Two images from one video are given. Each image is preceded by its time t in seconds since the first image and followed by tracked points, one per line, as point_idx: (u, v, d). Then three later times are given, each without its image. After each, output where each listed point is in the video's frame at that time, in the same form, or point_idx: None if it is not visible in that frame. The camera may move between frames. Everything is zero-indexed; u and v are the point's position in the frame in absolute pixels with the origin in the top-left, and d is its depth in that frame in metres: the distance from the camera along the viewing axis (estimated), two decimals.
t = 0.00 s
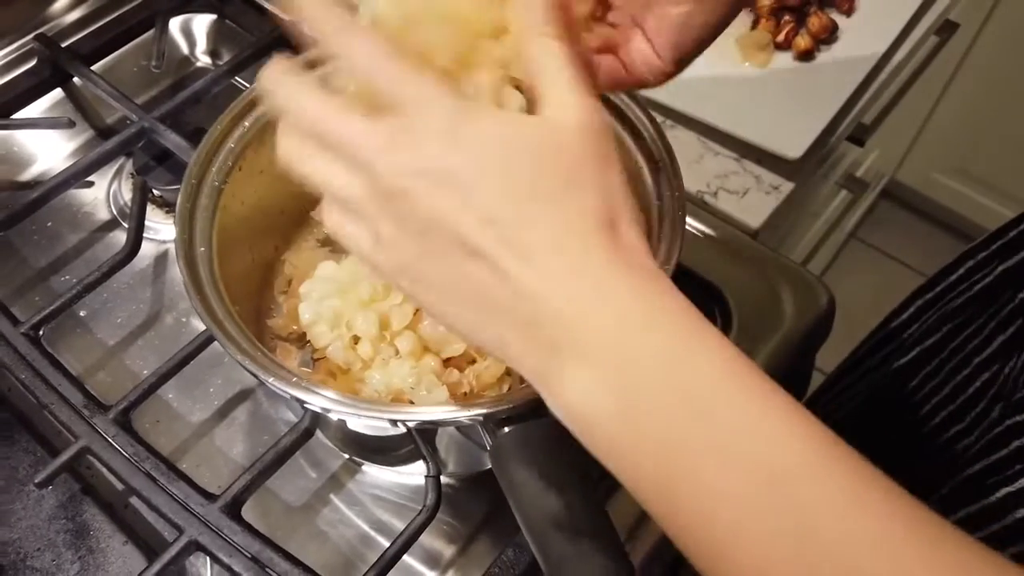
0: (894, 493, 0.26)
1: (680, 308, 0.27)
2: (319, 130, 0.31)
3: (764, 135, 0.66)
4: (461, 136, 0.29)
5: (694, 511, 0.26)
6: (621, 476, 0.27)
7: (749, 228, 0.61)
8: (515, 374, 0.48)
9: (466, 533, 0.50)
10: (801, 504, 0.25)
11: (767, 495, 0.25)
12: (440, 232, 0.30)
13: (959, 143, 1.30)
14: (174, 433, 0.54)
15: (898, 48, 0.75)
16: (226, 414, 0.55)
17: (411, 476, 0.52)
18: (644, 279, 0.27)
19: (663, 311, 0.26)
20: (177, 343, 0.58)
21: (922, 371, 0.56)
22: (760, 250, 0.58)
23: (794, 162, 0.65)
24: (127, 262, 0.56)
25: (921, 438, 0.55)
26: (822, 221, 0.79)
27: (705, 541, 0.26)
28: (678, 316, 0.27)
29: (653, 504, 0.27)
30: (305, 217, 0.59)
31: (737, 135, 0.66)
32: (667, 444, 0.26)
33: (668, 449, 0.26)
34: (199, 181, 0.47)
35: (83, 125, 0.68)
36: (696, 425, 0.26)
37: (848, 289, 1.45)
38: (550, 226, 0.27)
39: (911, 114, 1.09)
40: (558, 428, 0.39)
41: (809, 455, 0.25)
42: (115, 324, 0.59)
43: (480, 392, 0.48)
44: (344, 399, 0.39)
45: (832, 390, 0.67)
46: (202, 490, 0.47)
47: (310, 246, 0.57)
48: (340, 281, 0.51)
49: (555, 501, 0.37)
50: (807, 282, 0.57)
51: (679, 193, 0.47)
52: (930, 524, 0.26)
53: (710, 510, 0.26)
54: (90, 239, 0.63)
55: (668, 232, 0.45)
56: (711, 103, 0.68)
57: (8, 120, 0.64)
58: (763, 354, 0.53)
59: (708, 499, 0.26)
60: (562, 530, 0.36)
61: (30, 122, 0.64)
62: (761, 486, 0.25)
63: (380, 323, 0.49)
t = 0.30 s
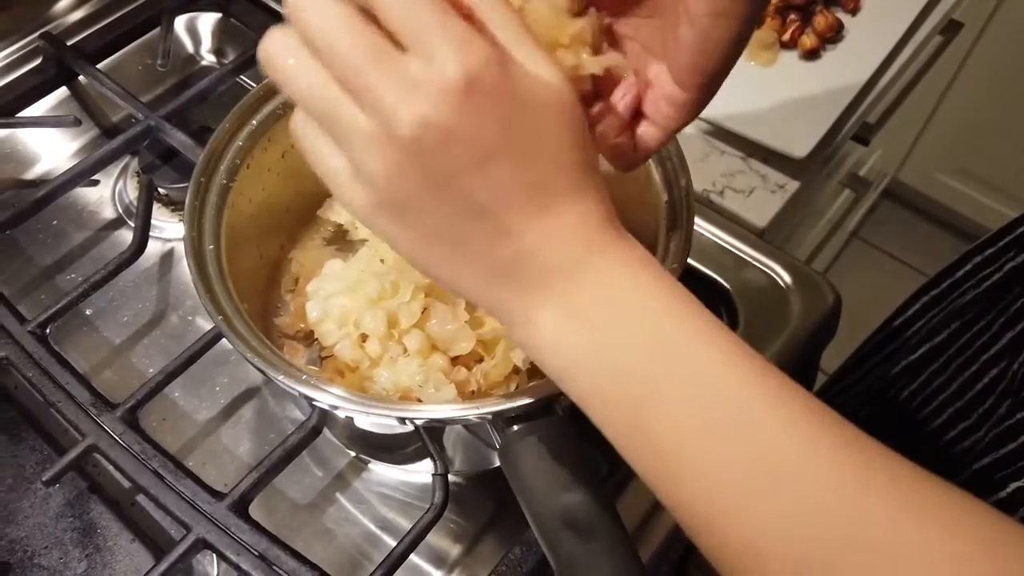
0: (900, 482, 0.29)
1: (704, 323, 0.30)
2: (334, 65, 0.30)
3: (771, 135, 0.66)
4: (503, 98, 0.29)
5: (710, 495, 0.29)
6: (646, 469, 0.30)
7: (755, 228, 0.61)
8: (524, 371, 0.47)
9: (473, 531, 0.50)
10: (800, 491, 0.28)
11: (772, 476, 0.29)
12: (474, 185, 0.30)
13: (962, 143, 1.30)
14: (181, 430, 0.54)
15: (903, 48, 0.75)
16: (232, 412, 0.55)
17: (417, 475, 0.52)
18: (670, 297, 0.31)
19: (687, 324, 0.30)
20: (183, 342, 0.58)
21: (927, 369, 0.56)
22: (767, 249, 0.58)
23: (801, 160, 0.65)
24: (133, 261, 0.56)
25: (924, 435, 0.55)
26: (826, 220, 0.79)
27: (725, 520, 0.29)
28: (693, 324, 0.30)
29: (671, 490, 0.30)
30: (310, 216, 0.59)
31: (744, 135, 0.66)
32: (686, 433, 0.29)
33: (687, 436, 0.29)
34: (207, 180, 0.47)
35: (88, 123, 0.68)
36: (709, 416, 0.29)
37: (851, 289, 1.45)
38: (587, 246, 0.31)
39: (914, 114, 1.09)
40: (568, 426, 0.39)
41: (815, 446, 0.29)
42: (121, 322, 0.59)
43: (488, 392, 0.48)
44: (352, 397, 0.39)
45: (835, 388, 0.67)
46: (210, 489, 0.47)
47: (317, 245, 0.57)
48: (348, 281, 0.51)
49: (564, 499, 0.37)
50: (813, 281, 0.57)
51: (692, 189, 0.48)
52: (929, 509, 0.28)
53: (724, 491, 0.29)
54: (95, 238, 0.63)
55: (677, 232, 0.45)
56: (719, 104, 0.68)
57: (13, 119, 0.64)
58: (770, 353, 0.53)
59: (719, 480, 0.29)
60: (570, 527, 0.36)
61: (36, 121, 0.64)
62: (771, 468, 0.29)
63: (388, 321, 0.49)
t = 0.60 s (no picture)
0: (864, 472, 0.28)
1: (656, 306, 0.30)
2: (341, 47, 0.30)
3: (772, 136, 0.66)
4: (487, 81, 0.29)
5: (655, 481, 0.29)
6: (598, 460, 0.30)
7: (756, 229, 0.61)
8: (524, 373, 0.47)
9: (474, 533, 0.50)
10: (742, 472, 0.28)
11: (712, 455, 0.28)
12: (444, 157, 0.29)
13: (962, 144, 1.30)
14: (181, 432, 0.54)
15: (904, 49, 0.75)
16: (233, 414, 0.55)
17: (418, 476, 0.52)
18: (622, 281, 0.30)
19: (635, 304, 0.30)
20: (184, 344, 0.58)
21: (923, 368, 0.57)
22: (769, 250, 0.57)
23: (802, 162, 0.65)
24: (134, 262, 0.56)
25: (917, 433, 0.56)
26: (826, 221, 0.79)
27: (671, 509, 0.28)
28: (641, 306, 0.30)
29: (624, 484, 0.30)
30: (311, 216, 0.59)
31: (744, 136, 0.67)
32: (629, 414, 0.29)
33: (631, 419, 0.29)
34: (209, 182, 0.47)
35: (90, 124, 0.68)
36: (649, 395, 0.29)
37: (851, 289, 1.45)
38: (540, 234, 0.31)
39: (915, 114, 1.09)
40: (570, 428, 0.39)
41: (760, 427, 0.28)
42: (122, 323, 0.59)
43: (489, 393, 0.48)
44: (354, 399, 0.39)
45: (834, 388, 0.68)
46: (212, 490, 0.47)
47: (318, 246, 0.58)
48: (348, 281, 0.51)
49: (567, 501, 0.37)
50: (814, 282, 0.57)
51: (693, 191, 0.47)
52: (896, 498, 0.27)
53: (668, 474, 0.28)
54: (96, 239, 0.63)
55: (679, 234, 0.45)
56: (720, 106, 0.68)
57: (15, 121, 0.64)
58: (772, 354, 0.53)
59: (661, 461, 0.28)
60: (572, 529, 0.36)
61: (37, 122, 0.64)
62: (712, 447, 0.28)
63: (389, 323, 0.49)
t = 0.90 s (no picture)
0: (855, 467, 0.27)
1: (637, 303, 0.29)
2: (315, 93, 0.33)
3: (776, 133, 0.66)
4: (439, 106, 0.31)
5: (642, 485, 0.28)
6: (588, 464, 0.30)
7: (759, 228, 0.61)
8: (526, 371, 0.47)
9: (475, 533, 0.50)
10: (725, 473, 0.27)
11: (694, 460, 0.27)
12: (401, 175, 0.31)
13: (964, 143, 1.30)
14: (181, 431, 0.54)
15: (906, 49, 0.74)
16: (233, 412, 0.55)
17: (420, 476, 0.52)
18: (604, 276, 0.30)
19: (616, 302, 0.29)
20: (184, 342, 0.58)
21: (922, 373, 0.56)
22: (772, 248, 0.57)
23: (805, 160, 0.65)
24: (134, 260, 0.56)
25: (918, 439, 0.55)
26: (829, 220, 0.79)
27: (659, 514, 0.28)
28: (623, 304, 0.29)
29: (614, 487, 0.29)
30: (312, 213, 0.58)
31: (748, 133, 0.66)
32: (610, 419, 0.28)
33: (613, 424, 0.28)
34: (209, 178, 0.47)
35: (89, 122, 0.68)
36: (629, 398, 0.28)
37: (853, 288, 1.44)
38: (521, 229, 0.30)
39: (917, 114, 1.08)
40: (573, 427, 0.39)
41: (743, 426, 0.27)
42: (121, 322, 0.58)
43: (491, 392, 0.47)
44: (354, 397, 0.39)
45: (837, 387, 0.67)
46: (211, 489, 0.47)
47: (319, 244, 0.57)
48: (348, 279, 0.50)
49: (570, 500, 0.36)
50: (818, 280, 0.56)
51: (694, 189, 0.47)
52: (885, 501, 0.26)
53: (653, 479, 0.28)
54: (96, 237, 0.63)
55: (681, 229, 0.45)
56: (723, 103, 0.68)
57: (14, 118, 0.64)
58: (774, 353, 0.53)
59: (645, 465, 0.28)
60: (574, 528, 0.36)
61: (36, 119, 0.63)
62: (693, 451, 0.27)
63: (390, 321, 0.49)
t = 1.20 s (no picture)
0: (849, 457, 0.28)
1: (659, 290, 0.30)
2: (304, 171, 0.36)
3: (776, 136, 0.65)
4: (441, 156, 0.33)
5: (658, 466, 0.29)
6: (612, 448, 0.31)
7: (760, 231, 0.61)
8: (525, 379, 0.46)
9: (475, 537, 0.50)
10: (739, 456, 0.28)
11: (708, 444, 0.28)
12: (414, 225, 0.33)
13: (965, 144, 1.30)
14: (182, 435, 0.54)
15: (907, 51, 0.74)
16: (234, 416, 0.55)
17: (420, 480, 0.52)
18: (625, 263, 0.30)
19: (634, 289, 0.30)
20: (185, 345, 0.58)
21: (921, 372, 0.57)
22: (772, 251, 0.57)
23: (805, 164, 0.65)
24: (134, 263, 0.56)
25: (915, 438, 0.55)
26: (829, 222, 0.79)
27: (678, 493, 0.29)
28: (649, 299, 0.30)
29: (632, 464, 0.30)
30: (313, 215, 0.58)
31: (748, 136, 0.66)
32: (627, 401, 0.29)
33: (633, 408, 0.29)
34: (210, 182, 0.47)
35: (90, 125, 0.68)
36: (647, 384, 0.29)
37: (854, 290, 1.44)
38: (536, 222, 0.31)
39: (918, 116, 1.08)
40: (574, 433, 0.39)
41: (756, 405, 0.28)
42: (122, 325, 0.58)
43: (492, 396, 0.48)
44: (355, 402, 0.39)
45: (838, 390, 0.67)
46: (212, 494, 0.47)
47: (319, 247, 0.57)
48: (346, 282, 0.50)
49: (571, 506, 0.36)
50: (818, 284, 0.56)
51: (695, 194, 0.47)
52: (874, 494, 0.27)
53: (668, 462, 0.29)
54: (97, 240, 0.63)
55: (682, 233, 0.45)
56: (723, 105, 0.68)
57: (15, 121, 0.64)
58: (775, 357, 0.53)
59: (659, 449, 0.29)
60: (574, 534, 0.36)
61: (37, 122, 0.63)
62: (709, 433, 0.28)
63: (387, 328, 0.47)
